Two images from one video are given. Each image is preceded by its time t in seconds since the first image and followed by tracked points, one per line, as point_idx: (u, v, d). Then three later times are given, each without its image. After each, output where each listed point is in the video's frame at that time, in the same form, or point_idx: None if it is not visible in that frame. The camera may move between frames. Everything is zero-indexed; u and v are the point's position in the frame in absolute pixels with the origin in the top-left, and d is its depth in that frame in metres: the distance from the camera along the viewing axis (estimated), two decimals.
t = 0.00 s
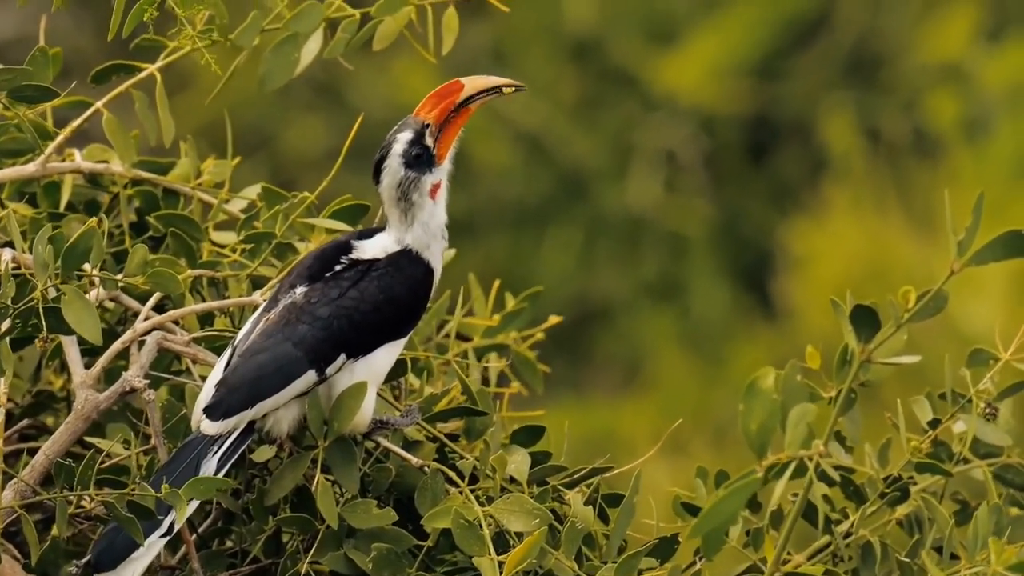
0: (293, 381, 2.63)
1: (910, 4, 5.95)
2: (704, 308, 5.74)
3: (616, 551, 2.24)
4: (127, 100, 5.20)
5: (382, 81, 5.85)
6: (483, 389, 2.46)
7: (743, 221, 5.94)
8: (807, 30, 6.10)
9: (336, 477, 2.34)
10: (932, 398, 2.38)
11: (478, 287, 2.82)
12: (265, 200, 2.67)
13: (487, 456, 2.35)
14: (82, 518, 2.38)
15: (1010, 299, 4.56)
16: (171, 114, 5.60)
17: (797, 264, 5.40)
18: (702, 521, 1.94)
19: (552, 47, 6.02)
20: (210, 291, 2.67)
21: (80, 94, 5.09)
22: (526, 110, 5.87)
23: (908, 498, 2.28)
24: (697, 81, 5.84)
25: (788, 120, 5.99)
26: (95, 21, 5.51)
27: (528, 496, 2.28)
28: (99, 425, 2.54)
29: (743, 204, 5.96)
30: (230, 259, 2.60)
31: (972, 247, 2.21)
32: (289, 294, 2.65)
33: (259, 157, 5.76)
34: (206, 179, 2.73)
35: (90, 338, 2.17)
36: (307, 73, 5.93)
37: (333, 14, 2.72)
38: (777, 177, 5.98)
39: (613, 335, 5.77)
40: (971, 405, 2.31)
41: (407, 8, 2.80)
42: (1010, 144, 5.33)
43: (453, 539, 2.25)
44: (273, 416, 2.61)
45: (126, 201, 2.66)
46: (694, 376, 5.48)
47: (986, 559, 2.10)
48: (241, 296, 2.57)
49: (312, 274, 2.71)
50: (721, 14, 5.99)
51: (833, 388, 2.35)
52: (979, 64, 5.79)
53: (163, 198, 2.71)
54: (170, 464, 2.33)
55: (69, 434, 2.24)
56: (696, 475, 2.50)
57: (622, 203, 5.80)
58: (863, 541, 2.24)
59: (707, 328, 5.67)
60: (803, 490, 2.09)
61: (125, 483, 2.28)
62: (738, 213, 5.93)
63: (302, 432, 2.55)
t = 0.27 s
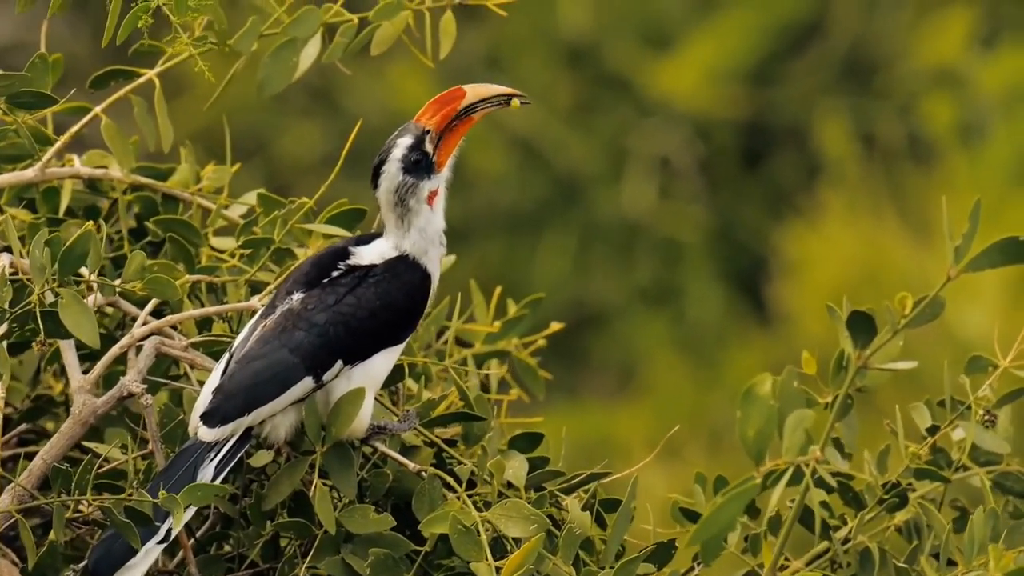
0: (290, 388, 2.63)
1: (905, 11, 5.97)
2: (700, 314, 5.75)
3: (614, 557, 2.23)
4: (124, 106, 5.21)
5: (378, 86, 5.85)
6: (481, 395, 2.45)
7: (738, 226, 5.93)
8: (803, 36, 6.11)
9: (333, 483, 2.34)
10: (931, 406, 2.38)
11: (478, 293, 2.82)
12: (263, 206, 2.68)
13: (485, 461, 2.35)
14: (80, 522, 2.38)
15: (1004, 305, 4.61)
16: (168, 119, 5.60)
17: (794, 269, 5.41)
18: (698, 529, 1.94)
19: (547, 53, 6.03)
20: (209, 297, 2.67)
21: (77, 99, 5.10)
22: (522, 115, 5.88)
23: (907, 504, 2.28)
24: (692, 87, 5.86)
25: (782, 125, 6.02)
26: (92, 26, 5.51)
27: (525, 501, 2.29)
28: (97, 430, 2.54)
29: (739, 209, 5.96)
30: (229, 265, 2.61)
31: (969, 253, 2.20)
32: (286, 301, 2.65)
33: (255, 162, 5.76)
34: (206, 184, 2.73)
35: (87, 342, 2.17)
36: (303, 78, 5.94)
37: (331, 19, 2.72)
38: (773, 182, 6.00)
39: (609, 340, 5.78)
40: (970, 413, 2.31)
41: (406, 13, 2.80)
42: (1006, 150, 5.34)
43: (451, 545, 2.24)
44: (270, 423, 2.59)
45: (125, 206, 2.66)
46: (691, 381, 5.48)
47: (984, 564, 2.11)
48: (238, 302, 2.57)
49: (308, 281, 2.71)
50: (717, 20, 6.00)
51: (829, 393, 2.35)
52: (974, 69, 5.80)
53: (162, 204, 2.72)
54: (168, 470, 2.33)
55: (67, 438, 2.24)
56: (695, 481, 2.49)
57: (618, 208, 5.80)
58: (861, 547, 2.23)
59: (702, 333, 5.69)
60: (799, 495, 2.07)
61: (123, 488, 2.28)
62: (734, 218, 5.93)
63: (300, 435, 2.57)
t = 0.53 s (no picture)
0: (286, 391, 2.63)
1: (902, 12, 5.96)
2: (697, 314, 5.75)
3: (611, 558, 2.23)
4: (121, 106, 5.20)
5: (374, 86, 5.86)
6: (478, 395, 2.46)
7: (735, 227, 5.94)
8: (800, 36, 6.11)
9: (331, 484, 2.33)
10: (930, 407, 2.37)
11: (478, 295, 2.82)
12: (261, 206, 2.67)
13: (482, 462, 2.35)
14: (79, 523, 2.35)
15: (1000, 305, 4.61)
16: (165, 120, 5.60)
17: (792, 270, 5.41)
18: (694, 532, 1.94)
19: (542, 54, 6.03)
20: (208, 298, 2.67)
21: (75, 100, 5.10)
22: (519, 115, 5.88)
23: (905, 506, 2.28)
24: (689, 87, 5.87)
25: (779, 126, 6.03)
26: (89, 27, 5.51)
27: (522, 502, 2.30)
28: (95, 431, 2.53)
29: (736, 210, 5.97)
30: (228, 265, 2.62)
31: (966, 254, 2.20)
32: (281, 303, 2.65)
33: (250, 162, 5.76)
34: (205, 185, 2.73)
35: (85, 343, 2.17)
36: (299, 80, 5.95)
37: (329, 20, 2.72)
38: (770, 183, 6.00)
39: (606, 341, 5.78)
40: (969, 414, 2.31)
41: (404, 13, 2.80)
42: (1003, 150, 5.35)
43: (448, 545, 2.24)
44: (268, 425, 2.59)
45: (124, 207, 2.65)
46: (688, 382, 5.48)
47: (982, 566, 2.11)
48: (235, 304, 2.57)
49: (303, 283, 2.71)
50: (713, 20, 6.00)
51: (827, 394, 2.35)
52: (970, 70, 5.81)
53: (161, 205, 2.72)
54: (167, 473, 2.34)
55: (65, 439, 2.23)
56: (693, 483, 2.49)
57: (615, 209, 5.81)
58: (860, 549, 2.24)
59: (699, 334, 5.69)
60: (797, 496, 2.07)
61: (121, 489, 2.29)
62: (730, 219, 5.94)
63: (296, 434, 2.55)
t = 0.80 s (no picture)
0: (281, 390, 2.62)
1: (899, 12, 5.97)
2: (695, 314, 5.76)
3: (609, 558, 2.24)
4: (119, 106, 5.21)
5: (373, 86, 5.87)
6: (476, 396, 2.47)
7: (732, 226, 5.95)
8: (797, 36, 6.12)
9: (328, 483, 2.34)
10: (926, 407, 2.38)
11: (476, 296, 2.82)
12: (259, 206, 2.67)
13: (480, 462, 2.36)
14: (75, 523, 2.36)
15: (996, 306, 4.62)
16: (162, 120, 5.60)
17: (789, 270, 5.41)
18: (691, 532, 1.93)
19: (540, 54, 6.03)
20: (205, 298, 2.67)
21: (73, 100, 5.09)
22: (516, 116, 5.88)
23: (903, 506, 2.28)
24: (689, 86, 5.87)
25: (776, 127, 6.03)
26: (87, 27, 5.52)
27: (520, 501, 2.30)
28: (92, 430, 2.53)
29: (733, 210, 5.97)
30: (225, 265, 2.62)
31: (963, 254, 2.20)
32: (279, 302, 2.64)
33: (248, 162, 5.77)
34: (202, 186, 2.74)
35: (83, 342, 2.16)
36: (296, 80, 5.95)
37: (328, 21, 2.72)
38: (766, 182, 6.01)
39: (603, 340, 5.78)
40: (966, 414, 2.32)
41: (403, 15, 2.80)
42: (1000, 150, 5.36)
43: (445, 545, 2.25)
44: (263, 424, 2.58)
45: (122, 208, 2.66)
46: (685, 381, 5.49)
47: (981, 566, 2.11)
48: (233, 303, 2.57)
49: (300, 282, 2.70)
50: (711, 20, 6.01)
51: (822, 393, 2.36)
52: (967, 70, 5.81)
53: (158, 205, 2.72)
54: (161, 471, 2.32)
55: (62, 439, 2.23)
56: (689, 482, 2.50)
57: (612, 209, 5.82)
58: (857, 548, 2.24)
59: (696, 334, 5.69)
60: (793, 496, 2.07)
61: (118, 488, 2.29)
62: (727, 219, 5.95)
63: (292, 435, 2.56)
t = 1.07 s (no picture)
0: (278, 389, 2.61)
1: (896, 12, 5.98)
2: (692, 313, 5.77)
3: (606, 556, 2.23)
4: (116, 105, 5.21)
5: (370, 86, 5.88)
6: (472, 394, 2.46)
7: (729, 225, 5.97)
8: (794, 35, 6.12)
9: (325, 482, 2.34)
10: (923, 405, 2.38)
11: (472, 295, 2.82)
12: (254, 205, 2.67)
13: (477, 461, 2.36)
14: (72, 521, 2.36)
15: (994, 303, 4.61)
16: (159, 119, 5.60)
17: (786, 267, 5.41)
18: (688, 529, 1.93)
19: (538, 53, 6.03)
20: (202, 297, 2.67)
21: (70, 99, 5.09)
22: (513, 114, 5.88)
23: (900, 503, 2.28)
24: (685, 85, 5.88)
25: (775, 124, 6.02)
26: (84, 26, 5.53)
27: (516, 500, 2.29)
28: (89, 429, 2.53)
29: (731, 209, 5.97)
30: (221, 264, 2.61)
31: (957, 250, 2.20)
32: (276, 301, 2.64)
33: (245, 162, 5.77)
34: (198, 185, 2.73)
35: (81, 342, 2.16)
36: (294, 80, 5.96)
37: (325, 22, 2.72)
38: (763, 182, 6.00)
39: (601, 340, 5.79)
40: (962, 411, 2.31)
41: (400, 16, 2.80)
42: (997, 148, 5.36)
43: (442, 544, 2.25)
44: (260, 423, 2.59)
45: (118, 207, 2.65)
46: (682, 380, 5.49)
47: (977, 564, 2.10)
48: (230, 302, 2.56)
49: (299, 281, 2.69)
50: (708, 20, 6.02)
51: (819, 391, 2.36)
52: (965, 68, 5.81)
53: (155, 204, 2.71)
54: (158, 469, 2.32)
55: (59, 438, 2.23)
56: (686, 481, 2.50)
57: (610, 207, 5.82)
58: (854, 546, 2.24)
59: (694, 332, 5.69)
60: (789, 494, 2.07)
61: (115, 487, 2.28)
62: (725, 217, 5.95)
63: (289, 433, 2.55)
